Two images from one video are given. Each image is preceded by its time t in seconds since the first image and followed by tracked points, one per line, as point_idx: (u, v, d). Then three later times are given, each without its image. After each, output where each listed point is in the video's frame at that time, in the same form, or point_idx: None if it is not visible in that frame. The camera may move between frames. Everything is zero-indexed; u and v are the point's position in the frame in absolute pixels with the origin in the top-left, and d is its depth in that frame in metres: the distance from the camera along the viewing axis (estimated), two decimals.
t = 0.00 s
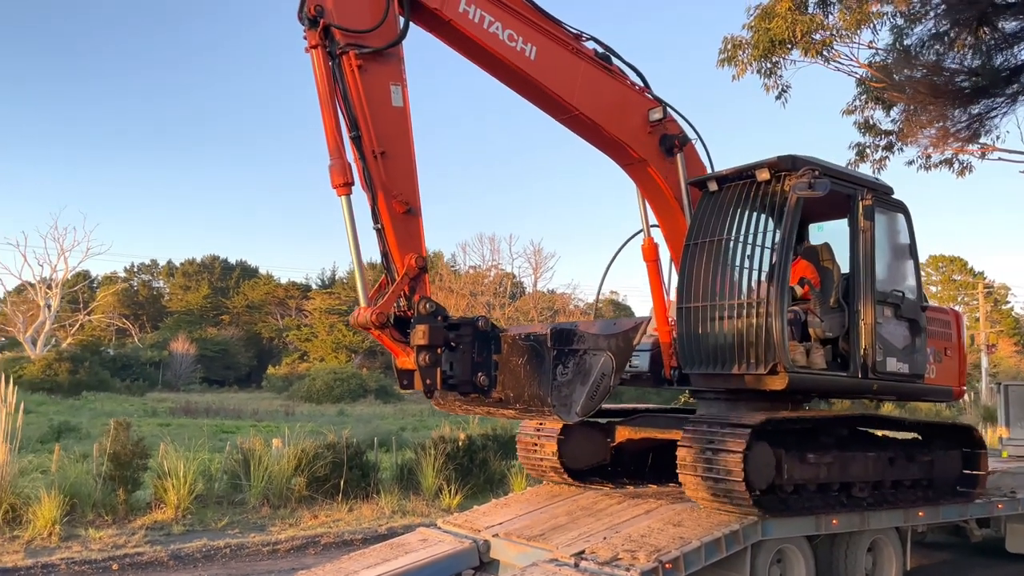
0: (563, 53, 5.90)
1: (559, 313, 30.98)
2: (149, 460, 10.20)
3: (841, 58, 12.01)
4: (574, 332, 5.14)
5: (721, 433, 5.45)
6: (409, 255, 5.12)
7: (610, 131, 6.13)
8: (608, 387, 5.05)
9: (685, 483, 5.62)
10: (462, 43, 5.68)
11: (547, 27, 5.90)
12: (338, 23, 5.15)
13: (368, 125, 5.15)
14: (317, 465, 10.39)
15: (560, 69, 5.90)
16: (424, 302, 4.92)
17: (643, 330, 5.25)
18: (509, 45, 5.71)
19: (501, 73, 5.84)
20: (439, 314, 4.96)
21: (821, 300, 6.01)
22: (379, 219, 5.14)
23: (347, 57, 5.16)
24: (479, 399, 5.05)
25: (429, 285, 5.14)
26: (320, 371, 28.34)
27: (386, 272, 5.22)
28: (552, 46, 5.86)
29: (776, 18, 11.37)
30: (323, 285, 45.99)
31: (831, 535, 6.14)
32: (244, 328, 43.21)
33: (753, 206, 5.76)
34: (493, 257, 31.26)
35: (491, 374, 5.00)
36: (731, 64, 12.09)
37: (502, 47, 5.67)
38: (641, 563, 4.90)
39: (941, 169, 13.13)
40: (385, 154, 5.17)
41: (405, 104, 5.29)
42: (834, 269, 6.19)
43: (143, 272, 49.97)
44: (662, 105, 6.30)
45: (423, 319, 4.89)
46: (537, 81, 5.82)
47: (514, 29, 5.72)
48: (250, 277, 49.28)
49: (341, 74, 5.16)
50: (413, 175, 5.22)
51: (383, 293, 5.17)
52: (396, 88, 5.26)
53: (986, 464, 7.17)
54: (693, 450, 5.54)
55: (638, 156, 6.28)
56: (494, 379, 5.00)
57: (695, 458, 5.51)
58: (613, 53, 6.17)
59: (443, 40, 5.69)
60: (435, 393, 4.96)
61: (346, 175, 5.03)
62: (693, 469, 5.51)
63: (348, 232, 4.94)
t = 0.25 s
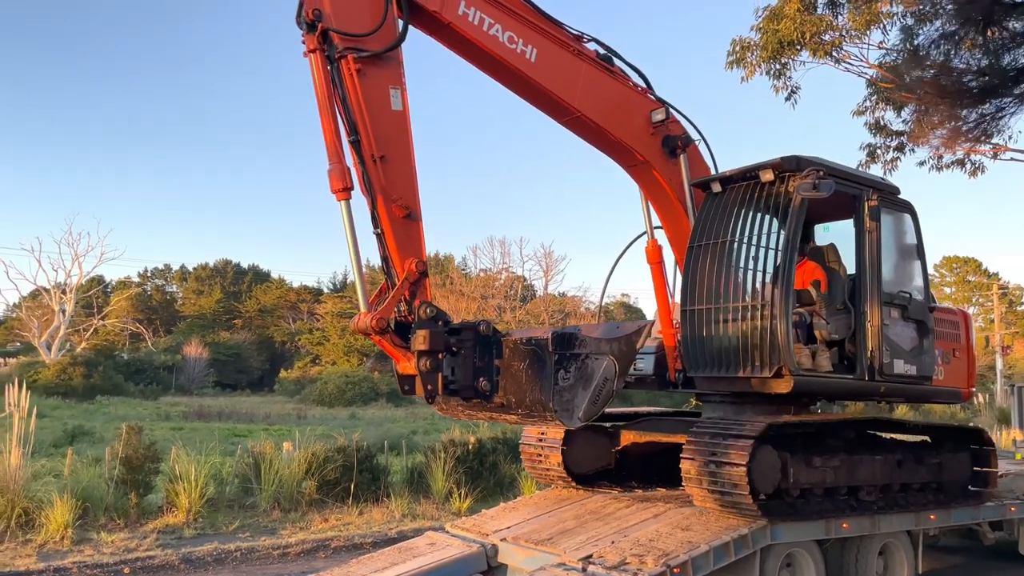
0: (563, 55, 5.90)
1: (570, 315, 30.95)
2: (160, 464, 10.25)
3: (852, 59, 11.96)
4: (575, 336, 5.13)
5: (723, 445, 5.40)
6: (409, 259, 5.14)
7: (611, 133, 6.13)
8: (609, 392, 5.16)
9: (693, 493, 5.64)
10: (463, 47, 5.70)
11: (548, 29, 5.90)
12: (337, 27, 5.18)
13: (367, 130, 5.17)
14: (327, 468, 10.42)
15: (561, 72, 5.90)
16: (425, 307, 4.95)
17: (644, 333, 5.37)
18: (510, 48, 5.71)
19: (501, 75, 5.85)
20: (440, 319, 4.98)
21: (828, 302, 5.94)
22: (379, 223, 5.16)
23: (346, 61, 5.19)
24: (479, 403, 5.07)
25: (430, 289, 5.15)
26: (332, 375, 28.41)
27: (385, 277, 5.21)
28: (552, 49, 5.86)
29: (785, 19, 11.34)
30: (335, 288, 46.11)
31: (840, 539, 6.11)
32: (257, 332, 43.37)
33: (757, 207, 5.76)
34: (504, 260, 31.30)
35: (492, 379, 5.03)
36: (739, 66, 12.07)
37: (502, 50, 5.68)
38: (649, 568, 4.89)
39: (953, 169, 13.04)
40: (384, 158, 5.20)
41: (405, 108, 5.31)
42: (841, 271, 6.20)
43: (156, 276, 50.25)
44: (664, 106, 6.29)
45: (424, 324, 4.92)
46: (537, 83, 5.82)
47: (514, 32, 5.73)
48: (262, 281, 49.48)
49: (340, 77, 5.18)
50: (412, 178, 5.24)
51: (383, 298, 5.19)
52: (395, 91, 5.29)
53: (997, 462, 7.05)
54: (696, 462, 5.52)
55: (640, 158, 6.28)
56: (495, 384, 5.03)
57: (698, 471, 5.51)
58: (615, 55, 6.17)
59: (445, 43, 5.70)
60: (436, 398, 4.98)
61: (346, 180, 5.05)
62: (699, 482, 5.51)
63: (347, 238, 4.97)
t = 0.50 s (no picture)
0: (570, 59, 5.91)
1: (581, 318, 30.93)
2: (173, 468, 10.31)
3: (861, 61, 11.92)
4: (583, 340, 5.17)
5: (731, 450, 5.38)
6: (416, 264, 5.16)
7: (618, 136, 6.13)
8: (618, 396, 5.21)
9: (701, 497, 5.60)
10: (470, 52, 5.72)
11: (554, 33, 5.91)
12: (344, 34, 5.21)
13: (373, 135, 5.20)
14: (339, 472, 10.45)
15: (568, 76, 5.91)
16: (432, 311, 4.96)
17: (652, 337, 5.38)
18: (516, 52, 5.73)
19: (508, 80, 5.87)
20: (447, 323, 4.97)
21: (835, 305, 5.95)
22: (387, 228, 5.18)
23: (353, 67, 5.22)
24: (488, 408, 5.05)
25: (437, 293, 5.17)
26: (344, 378, 28.49)
27: (393, 282, 5.25)
28: (558, 53, 5.87)
29: (794, 20, 11.29)
30: (347, 292, 46.27)
31: (851, 543, 6.08)
32: (270, 336, 43.57)
33: (765, 210, 5.74)
34: (516, 263, 31.35)
35: (501, 384, 5.00)
36: (748, 68, 12.04)
37: (508, 55, 5.69)
38: (657, 573, 4.88)
39: (966, 170, 12.95)
40: (392, 164, 5.22)
41: (412, 114, 5.31)
42: (851, 273, 6.19)
43: (170, 281, 50.56)
44: (672, 109, 6.28)
45: (431, 329, 4.92)
46: (543, 87, 5.83)
47: (521, 37, 5.74)
48: (275, 285, 49.71)
49: (347, 83, 5.21)
50: (419, 184, 5.27)
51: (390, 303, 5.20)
52: (401, 97, 5.29)
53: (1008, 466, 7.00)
54: (704, 467, 5.47)
55: (648, 161, 6.28)
56: (504, 389, 5.01)
57: (706, 474, 5.46)
58: (621, 59, 6.18)
59: (451, 49, 5.73)
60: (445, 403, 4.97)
61: (353, 185, 5.07)
62: (707, 486, 5.47)
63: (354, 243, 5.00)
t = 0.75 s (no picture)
0: (579, 60, 5.91)
1: (593, 321, 30.88)
2: (185, 471, 10.36)
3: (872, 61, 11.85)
4: (592, 341, 5.13)
5: (741, 451, 5.35)
6: (425, 266, 5.17)
7: (627, 138, 6.12)
8: (628, 397, 5.16)
9: (710, 499, 5.58)
10: (478, 54, 5.73)
11: (563, 35, 5.91)
12: (353, 37, 5.23)
13: (382, 137, 5.22)
14: (350, 475, 10.48)
15: (577, 77, 5.91)
16: (441, 313, 5.00)
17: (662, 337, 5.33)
18: (524, 54, 5.73)
19: (517, 82, 5.87)
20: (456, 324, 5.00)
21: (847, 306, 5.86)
22: (396, 230, 5.20)
23: (362, 70, 5.23)
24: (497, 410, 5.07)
25: (447, 295, 5.19)
26: (356, 381, 28.54)
27: (403, 284, 5.27)
28: (567, 55, 5.87)
29: (804, 21, 11.24)
30: (359, 295, 46.39)
31: (862, 546, 6.04)
32: (283, 339, 43.73)
33: (775, 210, 5.72)
34: (527, 265, 31.34)
35: (509, 384, 5.05)
36: (758, 68, 12.00)
37: (517, 56, 5.70)
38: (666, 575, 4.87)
39: (979, 170, 12.85)
40: (400, 166, 5.24)
41: (421, 115, 5.34)
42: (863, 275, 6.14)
43: (183, 285, 50.83)
44: (681, 110, 6.27)
45: (441, 330, 4.97)
46: (552, 89, 5.83)
47: (530, 38, 5.74)
48: (288, 288, 49.90)
49: (356, 86, 5.23)
50: (428, 186, 5.28)
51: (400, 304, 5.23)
52: (410, 100, 5.32)
53: None
54: (714, 469, 5.45)
55: (658, 162, 6.27)
56: (513, 389, 5.05)
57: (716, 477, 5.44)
58: (630, 60, 6.17)
59: (460, 51, 5.75)
60: (454, 404, 5.01)
61: (362, 188, 5.09)
62: (717, 488, 5.45)
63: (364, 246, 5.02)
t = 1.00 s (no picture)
0: (585, 65, 5.94)
1: (605, 322, 30.86)
2: (199, 473, 10.45)
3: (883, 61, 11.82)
4: (598, 345, 5.15)
5: (750, 454, 5.34)
6: (432, 270, 5.22)
7: (635, 141, 6.14)
8: (635, 400, 5.13)
9: (720, 502, 5.58)
10: (485, 59, 5.77)
11: (569, 40, 5.95)
12: (360, 44, 5.28)
13: (390, 143, 5.27)
14: (362, 477, 10.54)
15: (583, 81, 5.93)
16: (448, 318, 5.05)
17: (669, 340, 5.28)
18: (531, 59, 5.77)
19: (524, 87, 5.91)
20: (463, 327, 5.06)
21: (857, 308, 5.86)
22: (403, 236, 5.25)
23: (368, 77, 5.28)
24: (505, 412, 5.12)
25: (454, 299, 5.24)
26: (369, 384, 28.64)
27: (410, 289, 5.31)
28: (574, 59, 5.90)
29: (813, 22, 11.20)
30: (372, 297, 46.52)
31: (873, 548, 6.03)
32: (296, 341, 43.91)
33: (783, 212, 5.72)
34: (539, 267, 31.38)
35: (517, 388, 5.08)
36: (768, 69, 11.99)
37: (523, 61, 5.73)
38: None
39: (992, 169, 12.77)
40: (408, 171, 5.28)
41: (427, 121, 5.38)
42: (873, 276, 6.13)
43: (198, 288, 51.10)
44: (689, 113, 6.27)
45: (448, 335, 5.02)
46: (558, 93, 5.86)
47: (536, 43, 5.78)
48: (301, 291, 50.12)
49: (363, 92, 5.28)
50: (434, 191, 5.33)
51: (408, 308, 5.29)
52: (417, 106, 5.37)
53: None
54: (723, 471, 5.44)
55: (666, 166, 6.29)
56: (520, 393, 5.09)
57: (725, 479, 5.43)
58: (637, 63, 6.19)
59: (467, 56, 5.79)
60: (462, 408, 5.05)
61: (369, 194, 5.14)
62: (726, 490, 5.44)
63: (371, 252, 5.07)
